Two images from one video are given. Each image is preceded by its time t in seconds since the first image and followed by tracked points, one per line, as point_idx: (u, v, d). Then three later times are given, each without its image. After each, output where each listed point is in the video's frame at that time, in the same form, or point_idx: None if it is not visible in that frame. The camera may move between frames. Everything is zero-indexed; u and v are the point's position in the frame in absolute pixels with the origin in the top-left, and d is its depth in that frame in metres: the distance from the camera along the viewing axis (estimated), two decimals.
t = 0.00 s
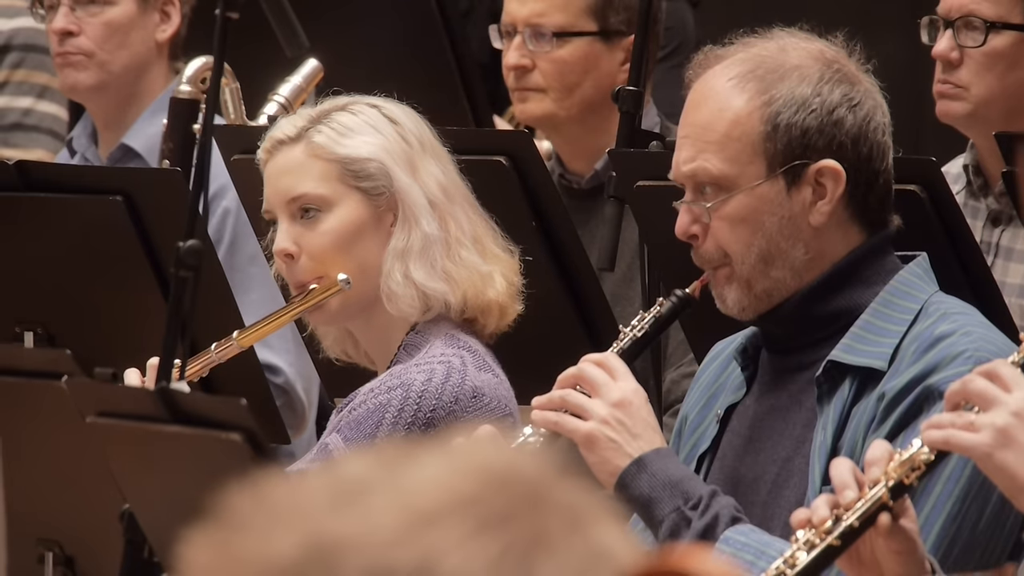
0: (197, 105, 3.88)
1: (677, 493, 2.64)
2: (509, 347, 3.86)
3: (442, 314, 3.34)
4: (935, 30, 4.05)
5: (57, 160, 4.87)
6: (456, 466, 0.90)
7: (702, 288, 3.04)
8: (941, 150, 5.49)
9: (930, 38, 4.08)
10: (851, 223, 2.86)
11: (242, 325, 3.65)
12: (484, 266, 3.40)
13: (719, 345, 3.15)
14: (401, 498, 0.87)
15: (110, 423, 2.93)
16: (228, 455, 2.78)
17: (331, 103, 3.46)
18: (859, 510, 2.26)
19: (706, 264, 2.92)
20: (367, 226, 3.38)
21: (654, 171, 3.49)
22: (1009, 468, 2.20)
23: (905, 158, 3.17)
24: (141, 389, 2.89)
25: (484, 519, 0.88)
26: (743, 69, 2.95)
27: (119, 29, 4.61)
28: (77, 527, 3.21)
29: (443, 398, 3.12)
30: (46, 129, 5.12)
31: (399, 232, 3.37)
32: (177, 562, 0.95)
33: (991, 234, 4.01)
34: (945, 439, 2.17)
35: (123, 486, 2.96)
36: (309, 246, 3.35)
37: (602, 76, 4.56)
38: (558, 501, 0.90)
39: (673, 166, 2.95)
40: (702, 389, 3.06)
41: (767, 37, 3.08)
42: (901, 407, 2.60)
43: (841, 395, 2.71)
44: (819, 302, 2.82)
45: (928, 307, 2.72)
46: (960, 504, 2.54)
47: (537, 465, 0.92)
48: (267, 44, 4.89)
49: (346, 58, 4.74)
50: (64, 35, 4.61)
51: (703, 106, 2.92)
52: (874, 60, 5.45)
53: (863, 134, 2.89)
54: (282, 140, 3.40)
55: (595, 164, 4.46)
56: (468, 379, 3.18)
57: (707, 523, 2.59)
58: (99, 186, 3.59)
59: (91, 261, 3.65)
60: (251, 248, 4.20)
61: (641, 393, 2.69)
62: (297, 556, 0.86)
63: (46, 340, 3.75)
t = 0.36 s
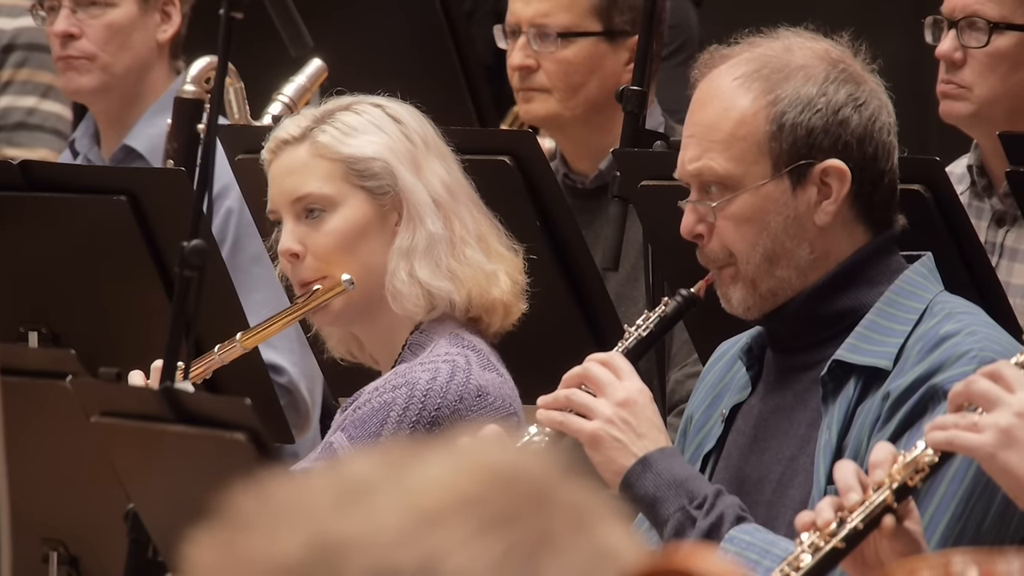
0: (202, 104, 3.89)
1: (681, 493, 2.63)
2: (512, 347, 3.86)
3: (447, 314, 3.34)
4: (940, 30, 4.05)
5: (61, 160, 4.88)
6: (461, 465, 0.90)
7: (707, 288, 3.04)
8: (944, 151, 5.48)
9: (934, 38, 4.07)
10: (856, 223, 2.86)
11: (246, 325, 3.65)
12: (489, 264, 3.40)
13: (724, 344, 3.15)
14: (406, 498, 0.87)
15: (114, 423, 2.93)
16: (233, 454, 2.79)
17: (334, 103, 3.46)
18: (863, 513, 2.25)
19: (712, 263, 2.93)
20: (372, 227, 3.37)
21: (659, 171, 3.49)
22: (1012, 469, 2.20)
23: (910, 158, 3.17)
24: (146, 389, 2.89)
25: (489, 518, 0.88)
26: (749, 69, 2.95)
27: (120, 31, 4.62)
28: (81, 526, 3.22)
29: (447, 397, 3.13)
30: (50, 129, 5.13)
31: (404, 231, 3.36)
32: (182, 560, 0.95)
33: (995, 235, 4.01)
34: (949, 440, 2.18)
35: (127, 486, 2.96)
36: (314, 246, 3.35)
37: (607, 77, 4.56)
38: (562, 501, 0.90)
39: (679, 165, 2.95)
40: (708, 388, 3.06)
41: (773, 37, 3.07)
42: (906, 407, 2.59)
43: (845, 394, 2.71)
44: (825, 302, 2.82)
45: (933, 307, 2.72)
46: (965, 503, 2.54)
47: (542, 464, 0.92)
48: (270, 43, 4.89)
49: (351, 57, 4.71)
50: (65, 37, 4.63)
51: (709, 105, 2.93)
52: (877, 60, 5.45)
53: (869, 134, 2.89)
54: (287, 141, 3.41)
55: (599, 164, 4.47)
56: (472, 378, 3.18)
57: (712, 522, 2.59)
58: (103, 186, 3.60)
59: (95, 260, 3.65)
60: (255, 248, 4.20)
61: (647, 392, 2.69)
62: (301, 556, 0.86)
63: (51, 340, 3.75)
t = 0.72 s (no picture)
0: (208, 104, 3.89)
1: (687, 492, 2.64)
2: (521, 345, 3.85)
3: (448, 313, 3.34)
4: (947, 29, 4.04)
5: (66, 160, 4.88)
6: (466, 464, 0.91)
7: (712, 288, 3.04)
8: (950, 151, 5.48)
9: (941, 37, 4.07)
10: (861, 223, 2.86)
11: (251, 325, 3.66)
12: (490, 265, 3.40)
13: (730, 344, 3.15)
14: (413, 497, 0.88)
15: (119, 422, 2.93)
16: (238, 454, 2.79)
17: (335, 104, 3.46)
18: (870, 512, 2.25)
19: (717, 263, 2.93)
20: (373, 228, 3.37)
21: (665, 171, 3.49)
22: (1017, 468, 2.20)
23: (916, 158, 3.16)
24: (151, 388, 2.89)
25: (496, 518, 0.88)
26: (754, 69, 2.95)
27: (124, 32, 4.62)
28: (87, 526, 3.22)
29: (449, 395, 3.13)
30: (56, 129, 5.14)
31: (405, 232, 3.36)
32: (188, 559, 0.95)
33: (1002, 235, 4.01)
34: (955, 440, 2.18)
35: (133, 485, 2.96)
36: (315, 246, 3.34)
37: (612, 77, 4.56)
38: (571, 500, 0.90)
39: (684, 165, 2.95)
40: (713, 388, 3.06)
41: (779, 37, 3.07)
42: (911, 408, 2.59)
43: (851, 394, 2.71)
44: (830, 302, 2.81)
45: (938, 307, 2.72)
46: (970, 502, 2.54)
47: (549, 464, 0.93)
48: (276, 43, 4.90)
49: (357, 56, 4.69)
50: (69, 38, 4.63)
51: (714, 105, 2.93)
52: (884, 60, 5.45)
53: (874, 134, 2.89)
54: (287, 142, 3.40)
55: (605, 163, 4.48)
56: (474, 375, 3.18)
57: (717, 523, 2.59)
58: (109, 185, 3.60)
59: (101, 259, 3.66)
60: (258, 248, 4.21)
61: (652, 392, 2.69)
62: (308, 554, 0.86)
63: (57, 339, 3.75)
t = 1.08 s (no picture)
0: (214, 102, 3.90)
1: (692, 492, 2.64)
2: (527, 345, 3.85)
3: (441, 312, 3.32)
4: (954, 28, 4.04)
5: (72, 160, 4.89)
6: (475, 464, 0.91)
7: (717, 288, 3.04)
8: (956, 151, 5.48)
9: (949, 36, 4.07)
10: (867, 223, 2.86)
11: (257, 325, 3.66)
12: (485, 267, 3.39)
13: (735, 344, 3.15)
14: (422, 496, 0.88)
15: (125, 420, 2.94)
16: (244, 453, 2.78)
17: (337, 101, 3.45)
18: (875, 509, 2.25)
19: (723, 262, 2.93)
20: (368, 226, 3.37)
21: (671, 171, 3.49)
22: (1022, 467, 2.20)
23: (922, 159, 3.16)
24: (157, 386, 2.90)
25: (505, 517, 0.88)
26: (760, 69, 2.95)
27: (129, 33, 4.62)
28: (95, 525, 3.22)
29: (440, 387, 3.10)
30: (63, 129, 5.15)
31: (401, 230, 3.36)
32: (195, 557, 0.95)
33: (1009, 235, 4.00)
34: (961, 438, 2.17)
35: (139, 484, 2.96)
36: (311, 242, 3.35)
37: (619, 77, 4.56)
38: (579, 500, 0.90)
39: (690, 164, 2.96)
40: (716, 391, 3.06)
41: (784, 37, 3.07)
42: (917, 407, 2.59)
43: (856, 394, 2.71)
44: (835, 302, 2.81)
45: (944, 307, 2.72)
46: (975, 502, 2.53)
47: (556, 464, 0.93)
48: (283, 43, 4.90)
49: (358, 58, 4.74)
50: (75, 41, 4.63)
51: (720, 106, 2.93)
52: (891, 60, 5.44)
53: (880, 134, 2.89)
54: (287, 137, 3.41)
55: (611, 163, 4.46)
56: (465, 368, 3.16)
57: (723, 522, 2.60)
58: (115, 184, 3.61)
59: (106, 258, 3.66)
60: (264, 248, 4.22)
61: (657, 392, 2.69)
62: (317, 553, 0.86)
63: (63, 338, 3.75)
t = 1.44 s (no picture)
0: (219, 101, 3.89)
1: (697, 491, 2.64)
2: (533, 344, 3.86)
3: (428, 311, 3.31)
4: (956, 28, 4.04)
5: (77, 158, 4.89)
6: (481, 463, 0.91)
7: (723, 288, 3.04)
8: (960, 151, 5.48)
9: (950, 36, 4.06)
10: (872, 223, 2.85)
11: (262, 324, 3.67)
12: (470, 265, 3.37)
13: (740, 344, 3.15)
14: (429, 493, 0.88)
15: (130, 419, 2.94)
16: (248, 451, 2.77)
17: (315, 108, 3.44)
18: (879, 508, 2.24)
19: (728, 262, 2.93)
20: (350, 229, 3.36)
21: (675, 171, 3.48)
22: None
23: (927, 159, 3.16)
24: (162, 385, 2.90)
25: (510, 517, 0.88)
26: (766, 68, 2.95)
27: (135, 33, 4.63)
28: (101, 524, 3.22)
29: (422, 377, 3.08)
30: (69, 128, 5.16)
31: (384, 232, 3.34)
32: (201, 554, 0.96)
33: (1013, 235, 4.00)
34: (964, 436, 2.18)
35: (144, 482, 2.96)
36: (295, 249, 3.33)
37: (623, 76, 4.56)
38: (584, 500, 0.90)
39: (697, 162, 2.97)
40: (721, 390, 3.06)
41: (791, 37, 3.07)
42: (923, 407, 2.59)
43: (861, 394, 2.71)
44: (839, 303, 2.81)
45: (949, 307, 2.72)
46: (980, 501, 2.53)
47: (560, 463, 0.93)
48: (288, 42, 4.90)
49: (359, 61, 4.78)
50: (81, 40, 4.63)
51: (726, 105, 2.93)
52: (895, 59, 5.44)
53: (886, 133, 2.88)
54: (267, 146, 3.39)
55: (616, 162, 4.49)
56: (449, 359, 3.14)
57: (728, 521, 2.59)
58: (120, 183, 3.61)
59: (112, 257, 3.67)
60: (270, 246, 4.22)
61: (663, 391, 2.69)
62: (322, 552, 0.86)
63: (68, 337, 3.75)
